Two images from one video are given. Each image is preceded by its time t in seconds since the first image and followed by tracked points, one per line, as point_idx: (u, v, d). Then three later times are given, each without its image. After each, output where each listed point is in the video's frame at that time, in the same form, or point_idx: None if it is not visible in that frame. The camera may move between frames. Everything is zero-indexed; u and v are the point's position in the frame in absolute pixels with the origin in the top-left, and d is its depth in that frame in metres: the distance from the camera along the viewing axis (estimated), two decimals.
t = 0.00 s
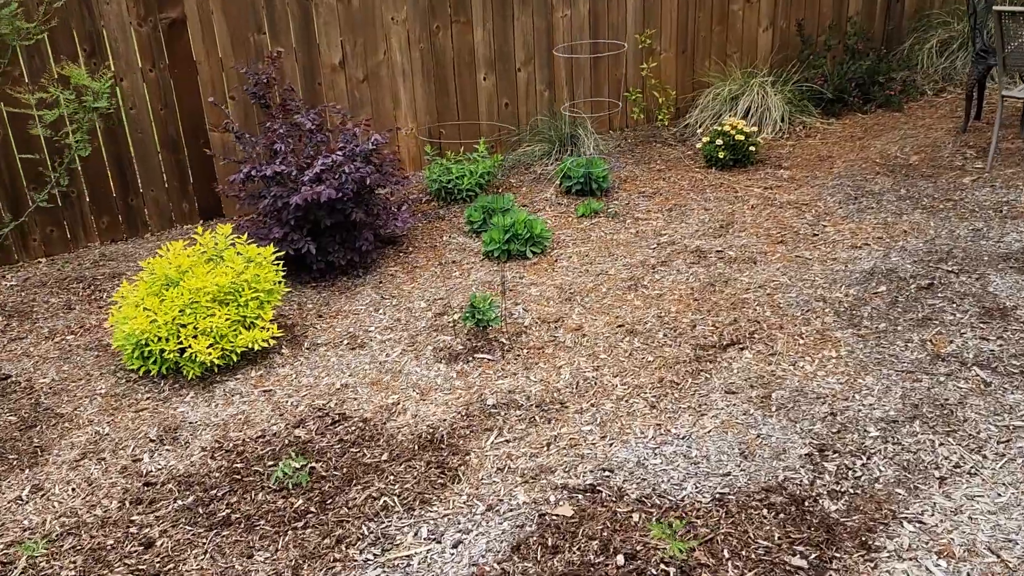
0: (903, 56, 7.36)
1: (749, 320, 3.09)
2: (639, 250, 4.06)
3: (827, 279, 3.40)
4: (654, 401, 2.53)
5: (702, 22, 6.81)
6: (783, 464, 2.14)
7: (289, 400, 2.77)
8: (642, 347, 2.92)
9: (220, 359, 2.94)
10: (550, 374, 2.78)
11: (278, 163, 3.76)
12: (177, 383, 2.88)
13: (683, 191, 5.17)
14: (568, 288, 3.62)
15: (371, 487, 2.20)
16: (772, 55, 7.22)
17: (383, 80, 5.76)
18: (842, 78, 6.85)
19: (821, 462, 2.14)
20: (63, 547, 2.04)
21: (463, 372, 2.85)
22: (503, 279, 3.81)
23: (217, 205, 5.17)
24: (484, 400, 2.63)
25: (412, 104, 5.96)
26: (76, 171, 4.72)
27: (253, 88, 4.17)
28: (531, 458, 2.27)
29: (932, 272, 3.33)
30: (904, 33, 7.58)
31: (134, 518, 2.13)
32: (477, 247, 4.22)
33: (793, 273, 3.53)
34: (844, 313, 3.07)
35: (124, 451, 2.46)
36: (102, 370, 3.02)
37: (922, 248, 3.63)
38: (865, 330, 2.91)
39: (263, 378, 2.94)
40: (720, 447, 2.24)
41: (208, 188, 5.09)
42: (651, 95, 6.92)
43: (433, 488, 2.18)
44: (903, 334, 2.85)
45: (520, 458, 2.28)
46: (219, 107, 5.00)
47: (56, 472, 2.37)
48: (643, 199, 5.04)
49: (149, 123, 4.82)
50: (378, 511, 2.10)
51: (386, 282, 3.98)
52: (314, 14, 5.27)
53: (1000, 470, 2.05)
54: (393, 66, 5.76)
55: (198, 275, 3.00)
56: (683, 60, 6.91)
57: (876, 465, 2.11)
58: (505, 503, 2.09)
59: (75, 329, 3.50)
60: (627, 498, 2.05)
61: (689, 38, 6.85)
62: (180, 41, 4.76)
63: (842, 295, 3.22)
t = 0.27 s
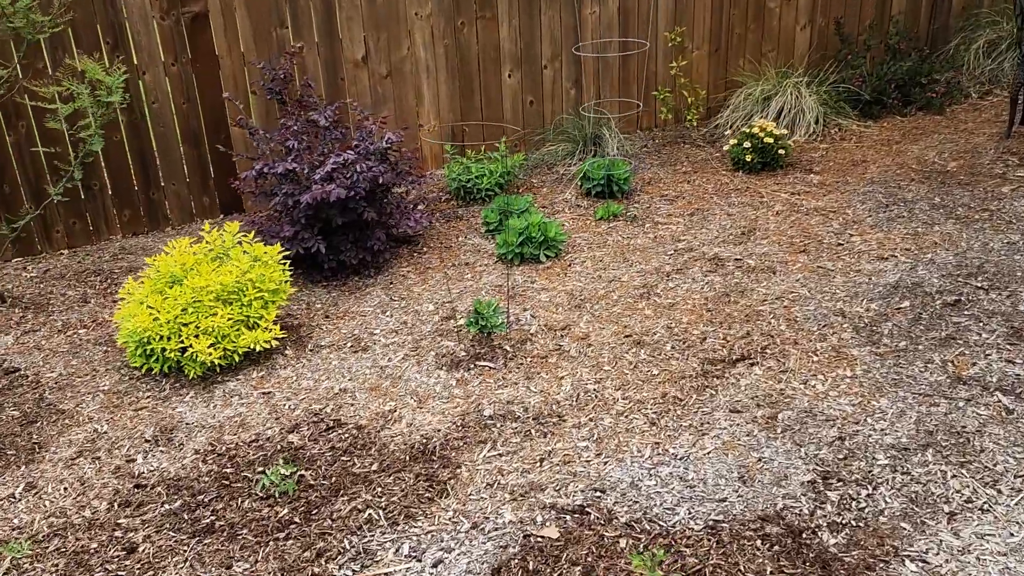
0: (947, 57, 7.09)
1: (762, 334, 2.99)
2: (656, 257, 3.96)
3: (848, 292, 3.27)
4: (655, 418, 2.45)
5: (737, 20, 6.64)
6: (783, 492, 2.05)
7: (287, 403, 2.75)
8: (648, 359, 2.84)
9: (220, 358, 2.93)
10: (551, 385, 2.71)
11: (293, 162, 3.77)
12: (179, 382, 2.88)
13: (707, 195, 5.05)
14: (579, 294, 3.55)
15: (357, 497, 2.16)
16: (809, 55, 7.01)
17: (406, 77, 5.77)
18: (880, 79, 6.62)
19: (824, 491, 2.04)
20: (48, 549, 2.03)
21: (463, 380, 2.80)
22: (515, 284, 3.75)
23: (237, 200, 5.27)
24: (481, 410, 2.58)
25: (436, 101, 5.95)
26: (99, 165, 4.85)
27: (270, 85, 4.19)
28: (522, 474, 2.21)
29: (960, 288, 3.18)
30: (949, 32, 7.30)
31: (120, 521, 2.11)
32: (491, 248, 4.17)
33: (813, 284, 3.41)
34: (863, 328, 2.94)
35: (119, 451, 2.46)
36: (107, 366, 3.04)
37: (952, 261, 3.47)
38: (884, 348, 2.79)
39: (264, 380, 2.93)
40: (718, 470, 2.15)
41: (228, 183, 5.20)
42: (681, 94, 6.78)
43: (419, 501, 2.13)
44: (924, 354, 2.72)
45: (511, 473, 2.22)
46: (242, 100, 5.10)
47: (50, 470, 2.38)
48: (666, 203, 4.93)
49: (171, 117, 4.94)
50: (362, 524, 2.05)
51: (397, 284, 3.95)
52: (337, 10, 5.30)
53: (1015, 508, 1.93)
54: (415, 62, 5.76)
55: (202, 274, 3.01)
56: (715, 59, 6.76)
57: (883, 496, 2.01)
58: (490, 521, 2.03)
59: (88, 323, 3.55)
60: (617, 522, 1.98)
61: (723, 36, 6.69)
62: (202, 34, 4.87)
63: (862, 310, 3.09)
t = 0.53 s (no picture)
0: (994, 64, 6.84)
1: (774, 354, 2.90)
2: (672, 269, 3.88)
3: (867, 312, 3.16)
4: (655, 440, 2.39)
5: (773, 24, 6.49)
6: (780, 526, 1.98)
7: (287, 409, 2.74)
8: (653, 377, 2.77)
9: (225, 361, 2.94)
10: (552, 401, 2.66)
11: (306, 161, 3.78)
12: (183, 384, 2.90)
13: (733, 204, 4.93)
14: (590, 306, 3.49)
15: (345, 512, 2.13)
16: (848, 60, 6.83)
17: (432, 78, 5.75)
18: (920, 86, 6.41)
19: (822, 527, 1.97)
20: (38, 552, 2.04)
21: (464, 392, 2.76)
22: (527, 293, 3.71)
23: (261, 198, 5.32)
24: (479, 425, 2.53)
25: (462, 103, 5.92)
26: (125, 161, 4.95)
27: (290, 85, 4.20)
28: (514, 495, 2.17)
29: (987, 312, 3.05)
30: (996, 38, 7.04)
31: (110, 527, 2.11)
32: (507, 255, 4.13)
33: (832, 302, 3.30)
34: (880, 352, 2.83)
35: (118, 453, 2.47)
36: (116, 365, 3.07)
37: (981, 282, 3.34)
38: (901, 374, 2.67)
39: (268, 384, 2.93)
40: (715, 499, 2.08)
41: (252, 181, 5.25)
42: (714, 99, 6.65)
43: (406, 519, 2.10)
44: (943, 381, 2.61)
45: (502, 493, 2.18)
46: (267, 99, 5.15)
47: (49, 470, 2.40)
48: (689, 212, 4.84)
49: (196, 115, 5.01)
50: (347, 541, 2.03)
51: (410, 288, 3.94)
52: (363, 10, 5.32)
53: None
54: (441, 63, 5.74)
55: (210, 276, 3.03)
56: (750, 63, 6.61)
57: (884, 536, 1.93)
58: (475, 544, 1.99)
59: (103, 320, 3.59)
60: (604, 553, 1.93)
61: (759, 39, 6.55)
62: (228, 33, 4.93)
63: (881, 332, 2.98)
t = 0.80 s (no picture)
0: None
1: (786, 379, 2.80)
2: (689, 285, 3.80)
3: (887, 338, 3.04)
4: (654, 467, 2.32)
5: (807, 31, 6.34)
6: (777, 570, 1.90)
7: (286, 419, 2.72)
8: (657, 400, 2.70)
9: (229, 367, 2.94)
10: (552, 421, 2.60)
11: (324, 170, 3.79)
12: (186, 390, 2.91)
13: (757, 218, 4.82)
14: (601, 321, 3.43)
15: (331, 531, 2.11)
16: (886, 69, 6.63)
17: (457, 82, 5.73)
18: (960, 98, 6.20)
19: (819, 572, 1.90)
20: (25, 560, 2.05)
21: (465, 408, 2.72)
22: (538, 306, 3.65)
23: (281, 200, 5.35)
24: (476, 444, 2.49)
25: (486, 107, 5.89)
26: (147, 161, 5.02)
27: (309, 89, 4.20)
28: (504, 520, 2.12)
29: (1014, 342, 2.91)
30: None
31: (98, 536, 2.12)
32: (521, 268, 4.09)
33: (851, 327, 3.18)
34: (897, 381, 2.72)
35: (115, 458, 2.48)
36: (123, 368, 3.10)
37: (1011, 309, 3.19)
38: (917, 406, 2.56)
39: (270, 393, 2.92)
40: (710, 534, 2.03)
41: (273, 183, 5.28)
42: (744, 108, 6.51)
43: (393, 542, 2.07)
44: (961, 416, 2.49)
45: (492, 518, 2.13)
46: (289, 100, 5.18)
47: (46, 474, 2.41)
48: (711, 225, 4.73)
49: (219, 116, 5.06)
50: (332, 562, 2.00)
51: (421, 297, 3.91)
52: (388, 13, 5.33)
53: None
54: (466, 68, 5.71)
55: (217, 282, 3.03)
56: (782, 71, 6.47)
57: None
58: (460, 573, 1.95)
59: (116, 321, 3.63)
60: None
61: (792, 47, 6.40)
62: (253, 34, 4.97)
63: (900, 360, 2.86)
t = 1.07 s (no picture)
0: None
1: (803, 405, 2.71)
2: (709, 300, 3.70)
3: (913, 364, 2.92)
4: (658, 497, 2.25)
5: (846, 36, 6.16)
6: None
7: (290, 430, 2.70)
8: (667, 423, 2.62)
9: (237, 375, 2.94)
10: (558, 442, 2.54)
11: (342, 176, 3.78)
12: (195, 396, 2.92)
13: (786, 230, 4.68)
14: (616, 337, 3.35)
15: (325, 552, 2.09)
16: (930, 76, 6.40)
17: (483, 85, 5.68)
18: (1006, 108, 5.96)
19: None
20: (23, 569, 2.07)
21: (470, 425, 2.67)
22: (554, 319, 3.60)
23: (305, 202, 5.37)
24: (477, 464, 2.44)
25: (513, 111, 5.83)
26: (173, 160, 5.08)
27: (330, 93, 4.19)
28: (499, 548, 2.09)
29: None
30: None
31: (94, 547, 2.13)
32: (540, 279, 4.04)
33: (876, 351, 3.06)
34: (921, 412, 2.60)
35: (119, 465, 2.49)
36: (136, 371, 3.12)
37: None
38: (940, 440, 2.45)
39: (278, 402, 2.91)
40: (710, 573, 1.98)
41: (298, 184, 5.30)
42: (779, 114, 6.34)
43: (386, 567, 2.04)
44: (986, 453, 2.37)
45: (487, 545, 2.10)
46: (314, 101, 5.19)
47: (51, 479, 2.43)
48: (737, 237, 4.62)
49: (245, 117, 5.09)
50: None
51: (437, 305, 3.88)
52: (416, 14, 5.30)
53: None
54: (493, 71, 5.66)
55: (229, 288, 3.04)
56: (819, 77, 6.29)
57: None
58: None
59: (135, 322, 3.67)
60: None
61: (830, 52, 6.22)
62: (279, 36, 5.00)
63: (926, 389, 2.74)
